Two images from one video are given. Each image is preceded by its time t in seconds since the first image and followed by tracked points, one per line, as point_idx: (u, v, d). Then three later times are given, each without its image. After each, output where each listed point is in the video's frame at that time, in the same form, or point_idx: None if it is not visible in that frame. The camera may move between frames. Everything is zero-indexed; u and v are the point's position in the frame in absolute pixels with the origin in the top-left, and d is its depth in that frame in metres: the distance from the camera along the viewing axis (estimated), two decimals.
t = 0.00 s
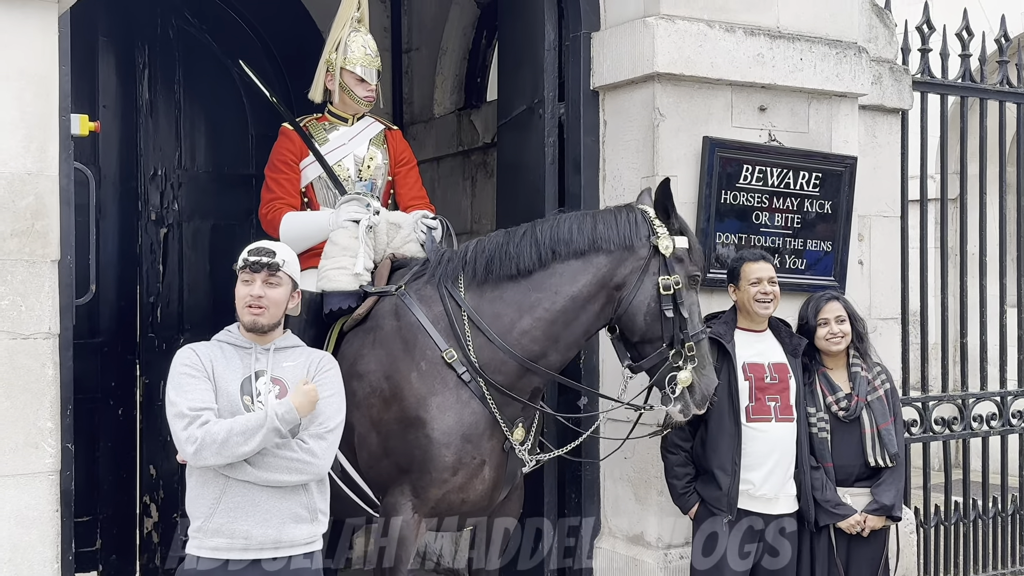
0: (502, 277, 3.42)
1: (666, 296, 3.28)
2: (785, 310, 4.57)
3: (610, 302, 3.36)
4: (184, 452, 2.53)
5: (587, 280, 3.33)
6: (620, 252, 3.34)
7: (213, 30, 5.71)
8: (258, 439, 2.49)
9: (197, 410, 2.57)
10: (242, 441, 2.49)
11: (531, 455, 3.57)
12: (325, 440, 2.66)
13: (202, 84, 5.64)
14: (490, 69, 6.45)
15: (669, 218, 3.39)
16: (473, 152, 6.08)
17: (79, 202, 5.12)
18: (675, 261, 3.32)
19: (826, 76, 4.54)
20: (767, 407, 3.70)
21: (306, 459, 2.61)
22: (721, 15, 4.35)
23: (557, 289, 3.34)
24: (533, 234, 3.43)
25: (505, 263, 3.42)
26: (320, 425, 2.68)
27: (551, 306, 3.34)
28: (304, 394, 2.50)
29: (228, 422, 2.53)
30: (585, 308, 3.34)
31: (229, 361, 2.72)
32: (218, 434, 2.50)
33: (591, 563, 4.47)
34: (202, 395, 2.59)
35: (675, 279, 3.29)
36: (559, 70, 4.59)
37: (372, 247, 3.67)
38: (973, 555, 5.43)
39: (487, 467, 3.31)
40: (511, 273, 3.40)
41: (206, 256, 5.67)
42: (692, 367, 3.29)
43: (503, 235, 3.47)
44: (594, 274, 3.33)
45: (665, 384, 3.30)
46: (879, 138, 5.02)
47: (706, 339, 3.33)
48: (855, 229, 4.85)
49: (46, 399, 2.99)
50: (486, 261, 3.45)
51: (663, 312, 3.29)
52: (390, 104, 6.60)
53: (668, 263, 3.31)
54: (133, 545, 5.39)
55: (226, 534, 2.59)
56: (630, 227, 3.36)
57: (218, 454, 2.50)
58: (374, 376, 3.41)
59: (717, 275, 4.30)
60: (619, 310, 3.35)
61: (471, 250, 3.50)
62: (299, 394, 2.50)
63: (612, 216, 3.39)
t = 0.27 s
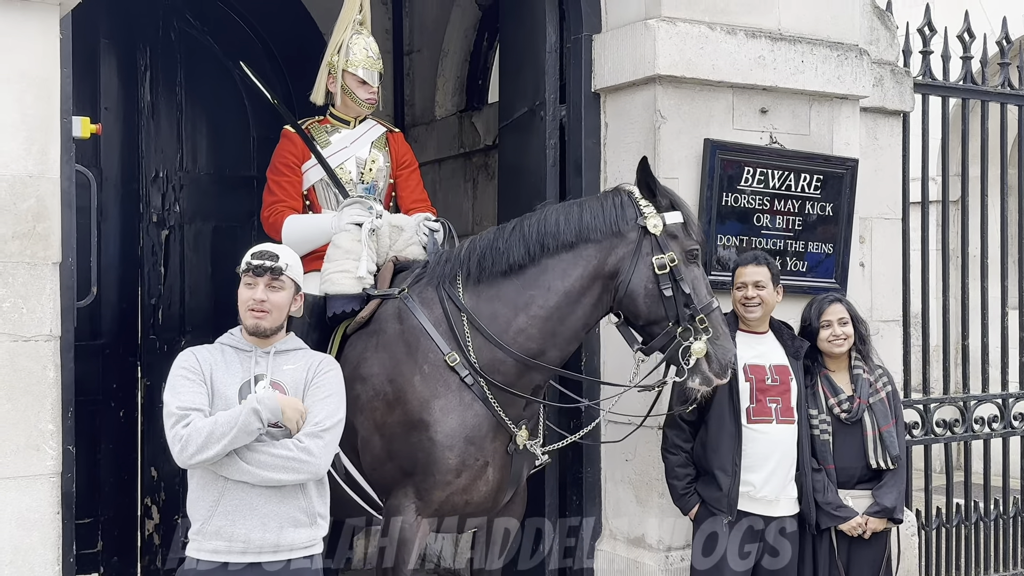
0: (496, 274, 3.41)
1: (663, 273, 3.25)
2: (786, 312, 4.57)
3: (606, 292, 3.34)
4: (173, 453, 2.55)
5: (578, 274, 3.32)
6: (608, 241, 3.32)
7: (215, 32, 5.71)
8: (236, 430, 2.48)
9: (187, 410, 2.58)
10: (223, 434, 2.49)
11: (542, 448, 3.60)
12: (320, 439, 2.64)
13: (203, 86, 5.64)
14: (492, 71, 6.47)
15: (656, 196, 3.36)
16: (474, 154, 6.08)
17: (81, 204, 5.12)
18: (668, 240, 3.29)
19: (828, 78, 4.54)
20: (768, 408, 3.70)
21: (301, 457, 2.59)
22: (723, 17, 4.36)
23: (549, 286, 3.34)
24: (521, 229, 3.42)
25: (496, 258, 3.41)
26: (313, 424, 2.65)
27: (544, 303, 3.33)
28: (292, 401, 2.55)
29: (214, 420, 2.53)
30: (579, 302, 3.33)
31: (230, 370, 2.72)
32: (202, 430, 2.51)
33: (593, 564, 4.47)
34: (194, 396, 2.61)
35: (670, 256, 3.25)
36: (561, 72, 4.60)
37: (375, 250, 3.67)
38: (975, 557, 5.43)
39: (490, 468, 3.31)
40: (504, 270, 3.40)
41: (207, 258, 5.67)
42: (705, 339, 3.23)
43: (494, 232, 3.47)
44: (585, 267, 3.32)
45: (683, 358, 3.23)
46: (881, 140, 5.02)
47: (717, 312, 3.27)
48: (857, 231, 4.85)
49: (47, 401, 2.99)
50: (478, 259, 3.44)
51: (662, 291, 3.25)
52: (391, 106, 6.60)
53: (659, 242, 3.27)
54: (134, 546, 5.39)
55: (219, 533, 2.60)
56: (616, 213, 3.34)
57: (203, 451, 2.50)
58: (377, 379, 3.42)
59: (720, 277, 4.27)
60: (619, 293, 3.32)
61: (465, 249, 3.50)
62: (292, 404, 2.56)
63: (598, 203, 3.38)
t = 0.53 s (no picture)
0: (494, 273, 3.41)
1: (661, 270, 3.21)
2: (789, 314, 4.56)
3: (604, 290, 3.30)
4: (183, 433, 2.52)
5: (575, 274, 3.29)
6: (604, 238, 3.29)
7: (217, 34, 5.72)
8: (256, 436, 2.53)
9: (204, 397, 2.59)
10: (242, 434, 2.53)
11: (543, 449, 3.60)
12: (316, 435, 2.64)
13: (205, 88, 5.65)
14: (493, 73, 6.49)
15: (653, 191, 3.33)
16: (476, 156, 6.09)
17: (83, 206, 5.13)
18: (667, 235, 3.25)
19: (829, 79, 4.54)
20: (770, 410, 3.70)
21: (296, 455, 2.59)
22: (724, 19, 4.36)
23: (546, 285, 3.32)
24: (519, 227, 3.41)
25: (494, 257, 3.41)
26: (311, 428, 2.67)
27: (542, 303, 3.31)
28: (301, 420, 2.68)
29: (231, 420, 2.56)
30: (577, 301, 3.30)
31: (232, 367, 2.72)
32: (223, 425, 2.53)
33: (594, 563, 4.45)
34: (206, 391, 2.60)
35: (668, 251, 3.21)
36: (562, 73, 4.60)
37: (378, 252, 3.68)
38: (976, 559, 5.42)
39: (491, 470, 3.31)
40: (502, 269, 3.39)
41: (209, 259, 5.67)
42: (711, 335, 3.18)
43: (493, 231, 3.47)
44: (582, 266, 3.29)
45: (688, 355, 3.19)
46: (882, 142, 5.02)
47: (722, 307, 3.22)
48: (859, 232, 4.85)
49: (49, 402, 2.99)
50: (477, 258, 3.44)
51: (662, 288, 3.21)
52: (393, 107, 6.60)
53: (656, 238, 3.23)
54: (136, 548, 5.39)
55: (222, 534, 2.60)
56: (611, 209, 3.31)
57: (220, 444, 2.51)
58: (380, 381, 3.43)
59: (724, 279, 4.29)
60: (618, 290, 3.28)
61: (465, 249, 3.50)
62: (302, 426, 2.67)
63: (595, 199, 3.35)
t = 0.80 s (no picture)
0: (495, 275, 3.41)
1: (660, 274, 3.19)
2: (793, 316, 4.56)
3: (604, 293, 3.29)
4: (195, 471, 2.49)
5: (575, 277, 3.28)
6: (605, 241, 3.27)
7: (220, 37, 5.72)
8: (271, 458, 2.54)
9: (207, 425, 2.53)
10: (254, 459, 2.52)
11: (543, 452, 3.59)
12: (333, 445, 2.69)
13: (207, 90, 5.66)
14: (495, 75, 6.54)
15: (655, 193, 3.31)
16: (478, 158, 6.09)
17: (86, 208, 5.14)
18: (667, 239, 3.22)
19: (831, 81, 4.54)
20: (775, 412, 3.69)
21: (316, 464, 2.64)
22: (726, 21, 4.36)
23: (547, 288, 3.31)
24: (521, 229, 3.40)
25: (495, 259, 3.41)
26: (324, 431, 2.70)
27: (542, 306, 3.31)
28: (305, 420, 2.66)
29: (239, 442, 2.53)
30: (578, 303, 3.29)
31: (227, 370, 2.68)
32: (232, 451, 2.50)
33: (596, 564, 4.45)
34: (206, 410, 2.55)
35: (668, 256, 3.19)
36: (565, 75, 4.61)
37: (381, 254, 3.68)
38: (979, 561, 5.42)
39: (493, 472, 3.32)
40: (503, 271, 3.39)
41: (211, 261, 5.67)
42: (708, 343, 3.18)
43: (495, 232, 3.46)
44: (583, 269, 3.28)
45: (686, 363, 3.18)
46: (885, 144, 5.02)
47: (723, 312, 3.21)
48: (862, 234, 4.85)
49: (52, 404, 2.99)
50: (478, 260, 3.44)
51: (660, 293, 3.19)
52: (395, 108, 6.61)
53: (657, 241, 3.21)
54: (138, 550, 5.38)
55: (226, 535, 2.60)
56: (612, 211, 3.29)
57: (234, 472, 2.50)
58: (382, 383, 3.43)
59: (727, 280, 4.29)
60: (616, 293, 3.26)
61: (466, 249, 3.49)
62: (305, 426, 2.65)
63: (595, 201, 3.33)
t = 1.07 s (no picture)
0: (495, 277, 3.41)
1: (660, 275, 3.19)
2: (794, 318, 4.56)
3: (604, 295, 3.29)
4: (218, 487, 2.50)
5: (575, 279, 3.28)
6: (605, 243, 3.27)
7: (221, 40, 5.73)
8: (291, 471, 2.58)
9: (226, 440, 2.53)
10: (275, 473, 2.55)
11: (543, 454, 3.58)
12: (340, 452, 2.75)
13: (209, 92, 5.66)
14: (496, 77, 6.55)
15: (653, 194, 3.31)
16: (479, 160, 6.10)
17: (87, 210, 5.14)
18: (666, 239, 3.22)
19: (832, 83, 4.54)
20: (779, 415, 3.70)
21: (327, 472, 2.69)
22: (727, 23, 4.37)
23: (547, 290, 3.31)
24: (521, 231, 3.40)
25: (495, 261, 3.41)
26: (330, 438, 2.75)
27: (542, 308, 3.31)
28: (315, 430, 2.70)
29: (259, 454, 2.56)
30: (578, 305, 3.29)
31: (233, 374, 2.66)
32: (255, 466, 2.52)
33: (597, 564, 4.45)
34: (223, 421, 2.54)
35: (667, 257, 3.19)
36: (566, 77, 4.61)
37: (382, 256, 3.70)
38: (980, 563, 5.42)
39: (493, 474, 3.32)
40: (504, 273, 3.39)
41: (212, 262, 5.68)
42: (710, 343, 3.17)
43: (495, 234, 3.46)
44: (582, 271, 3.28)
45: (688, 363, 3.18)
46: (885, 146, 5.02)
47: (726, 311, 3.20)
48: (863, 236, 4.85)
49: (54, 406, 2.99)
50: (478, 262, 3.44)
51: (660, 293, 3.18)
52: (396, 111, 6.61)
53: (657, 242, 3.21)
54: (139, 552, 5.38)
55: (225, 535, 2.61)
56: (611, 212, 3.29)
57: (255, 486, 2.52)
58: (382, 384, 3.44)
59: (728, 283, 4.29)
60: (616, 294, 3.26)
61: (466, 251, 3.50)
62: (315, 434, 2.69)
63: (594, 202, 3.33)
